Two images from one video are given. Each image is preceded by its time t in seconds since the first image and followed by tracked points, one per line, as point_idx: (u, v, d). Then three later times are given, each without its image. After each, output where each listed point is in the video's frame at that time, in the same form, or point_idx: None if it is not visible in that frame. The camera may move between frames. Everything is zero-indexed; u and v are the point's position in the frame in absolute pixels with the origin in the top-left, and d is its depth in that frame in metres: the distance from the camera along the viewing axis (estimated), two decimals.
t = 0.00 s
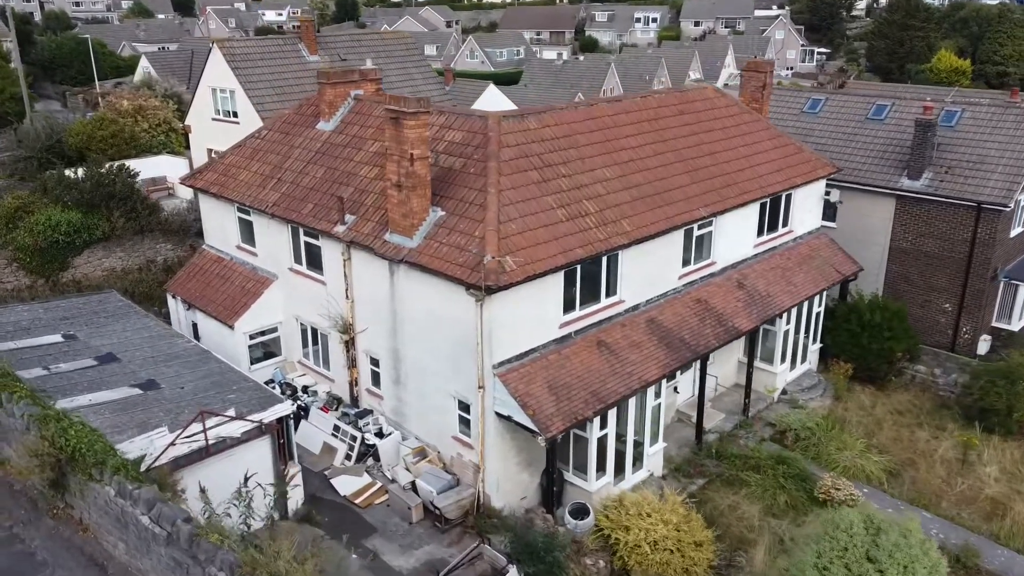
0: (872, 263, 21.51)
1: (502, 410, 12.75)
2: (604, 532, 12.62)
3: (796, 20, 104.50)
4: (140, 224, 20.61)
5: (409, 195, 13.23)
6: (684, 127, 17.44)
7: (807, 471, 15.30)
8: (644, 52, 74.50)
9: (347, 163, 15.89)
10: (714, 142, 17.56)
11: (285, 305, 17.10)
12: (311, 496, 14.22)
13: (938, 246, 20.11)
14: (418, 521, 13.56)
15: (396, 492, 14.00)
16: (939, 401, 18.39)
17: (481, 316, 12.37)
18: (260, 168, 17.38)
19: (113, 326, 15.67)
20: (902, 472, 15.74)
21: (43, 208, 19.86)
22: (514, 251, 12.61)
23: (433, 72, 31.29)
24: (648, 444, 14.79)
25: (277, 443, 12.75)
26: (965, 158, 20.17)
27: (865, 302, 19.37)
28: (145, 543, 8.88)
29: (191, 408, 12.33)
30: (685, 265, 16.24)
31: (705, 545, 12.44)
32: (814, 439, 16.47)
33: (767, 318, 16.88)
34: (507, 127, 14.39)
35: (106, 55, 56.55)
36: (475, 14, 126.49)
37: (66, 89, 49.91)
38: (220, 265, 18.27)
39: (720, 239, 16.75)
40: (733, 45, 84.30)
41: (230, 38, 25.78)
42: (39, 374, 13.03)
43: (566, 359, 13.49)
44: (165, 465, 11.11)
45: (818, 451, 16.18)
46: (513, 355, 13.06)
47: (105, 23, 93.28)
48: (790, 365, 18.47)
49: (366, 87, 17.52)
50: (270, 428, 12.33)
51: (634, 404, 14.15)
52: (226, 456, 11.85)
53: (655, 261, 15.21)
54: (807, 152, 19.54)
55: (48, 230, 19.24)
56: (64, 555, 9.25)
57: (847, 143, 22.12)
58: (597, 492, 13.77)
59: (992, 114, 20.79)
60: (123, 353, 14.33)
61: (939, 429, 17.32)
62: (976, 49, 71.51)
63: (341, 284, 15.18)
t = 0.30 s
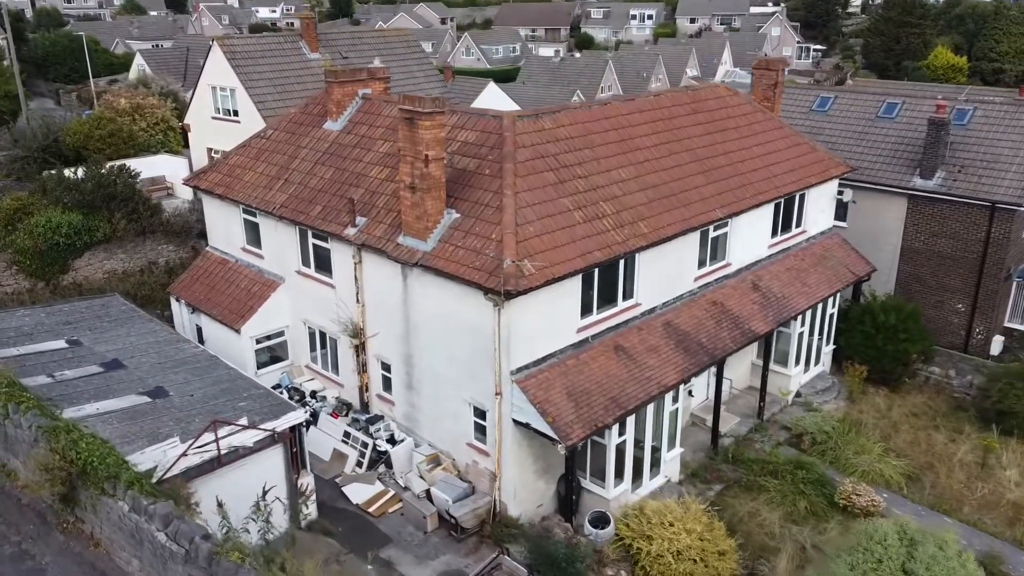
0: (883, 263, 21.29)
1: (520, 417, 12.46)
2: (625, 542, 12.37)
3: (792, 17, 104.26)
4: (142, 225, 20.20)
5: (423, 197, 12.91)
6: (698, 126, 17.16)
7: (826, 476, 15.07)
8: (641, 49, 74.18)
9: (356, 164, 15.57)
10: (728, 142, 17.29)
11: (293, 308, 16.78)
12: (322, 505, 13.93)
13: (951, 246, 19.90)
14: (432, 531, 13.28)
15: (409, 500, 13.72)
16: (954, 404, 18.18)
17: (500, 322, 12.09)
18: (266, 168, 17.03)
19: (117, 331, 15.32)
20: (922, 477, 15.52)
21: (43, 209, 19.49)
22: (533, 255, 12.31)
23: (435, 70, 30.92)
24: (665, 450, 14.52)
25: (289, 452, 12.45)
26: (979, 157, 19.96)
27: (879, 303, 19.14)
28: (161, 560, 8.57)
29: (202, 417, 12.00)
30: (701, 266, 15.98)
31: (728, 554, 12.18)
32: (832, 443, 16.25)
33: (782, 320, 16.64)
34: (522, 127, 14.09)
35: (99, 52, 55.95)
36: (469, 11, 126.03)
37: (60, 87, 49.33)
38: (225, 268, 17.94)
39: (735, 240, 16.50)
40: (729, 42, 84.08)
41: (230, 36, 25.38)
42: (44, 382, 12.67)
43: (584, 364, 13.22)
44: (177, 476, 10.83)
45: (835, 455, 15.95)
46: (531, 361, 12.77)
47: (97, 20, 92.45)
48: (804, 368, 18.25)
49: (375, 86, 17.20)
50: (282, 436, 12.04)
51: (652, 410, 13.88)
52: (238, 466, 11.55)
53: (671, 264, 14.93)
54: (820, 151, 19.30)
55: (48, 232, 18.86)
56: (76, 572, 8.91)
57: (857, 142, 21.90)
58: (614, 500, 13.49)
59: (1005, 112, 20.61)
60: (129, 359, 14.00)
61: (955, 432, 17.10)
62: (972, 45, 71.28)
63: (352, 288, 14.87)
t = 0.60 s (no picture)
0: (896, 263, 21.04)
1: (541, 425, 12.15)
2: (649, 553, 12.09)
3: (788, 13, 103.95)
4: (144, 227, 19.74)
5: (440, 199, 12.56)
6: (714, 126, 16.85)
7: (848, 482, 14.80)
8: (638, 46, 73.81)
9: (367, 164, 15.22)
10: (744, 141, 17.00)
11: (301, 312, 16.42)
12: (336, 515, 13.59)
13: (966, 246, 19.64)
14: (450, 541, 12.95)
15: (426, 510, 13.38)
16: (972, 407, 17.95)
17: (521, 328, 11.77)
18: (274, 169, 16.65)
19: (122, 337, 14.93)
20: (944, 482, 15.26)
21: (42, 210, 19.05)
22: (554, 259, 11.97)
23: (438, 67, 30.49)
24: (686, 457, 14.21)
25: (304, 462, 12.11)
26: (994, 156, 19.73)
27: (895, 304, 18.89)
28: None
29: (215, 427, 11.64)
30: (718, 269, 15.69)
31: (755, 565, 11.89)
32: (851, 447, 15.98)
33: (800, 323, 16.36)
34: (539, 127, 13.77)
35: (93, 49, 55.26)
36: (464, 8, 125.46)
37: (54, 85, 48.73)
38: (230, 270, 17.55)
39: (753, 242, 16.22)
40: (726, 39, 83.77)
41: (230, 34, 24.91)
42: (50, 391, 12.27)
43: (604, 370, 12.91)
44: (191, 490, 10.50)
45: (855, 460, 15.69)
46: (551, 368, 12.45)
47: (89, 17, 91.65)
48: (820, 370, 18.00)
49: (384, 84, 16.85)
50: (297, 446, 11.70)
51: (674, 417, 13.57)
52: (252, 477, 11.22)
53: (690, 266, 14.62)
54: (834, 151, 19.02)
55: (48, 235, 18.47)
56: None
57: (869, 141, 21.66)
58: (636, 507, 13.19)
59: (1020, 111, 20.40)
60: (136, 366, 13.61)
61: (975, 436, 16.86)
62: (967, 42, 70.84)
63: (364, 292, 14.51)
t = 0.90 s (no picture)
0: (910, 263, 20.80)
1: (563, 433, 11.78)
2: (675, 564, 11.89)
3: (784, 10, 103.68)
4: (146, 228, 19.52)
5: (458, 201, 12.23)
6: (730, 125, 16.56)
7: (869, 488, 14.56)
8: (635, 43, 73.40)
9: (378, 165, 14.89)
10: (760, 140, 16.72)
11: (310, 316, 16.08)
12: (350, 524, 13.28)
13: (981, 246, 19.38)
14: (467, 552, 12.66)
15: (442, 520, 13.09)
16: (989, 409, 17.73)
17: (542, 334, 11.47)
18: (281, 169, 16.30)
19: (128, 342, 14.57)
20: (966, 487, 15.03)
21: (43, 211, 18.51)
22: (575, 262, 11.66)
23: (440, 64, 30.10)
24: (706, 463, 13.91)
25: (319, 473, 11.77)
26: (1010, 154, 19.50)
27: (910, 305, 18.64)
28: None
29: (228, 437, 11.30)
30: (736, 271, 15.42)
31: None
32: (871, 451, 15.73)
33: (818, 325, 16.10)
34: (556, 127, 13.46)
35: (86, 46, 54.60)
36: (459, 4, 124.90)
37: (47, 83, 48.15)
38: (236, 273, 17.20)
39: (770, 243, 15.96)
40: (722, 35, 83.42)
41: (230, 31, 24.49)
42: (57, 400, 11.90)
43: (625, 376, 12.62)
44: (207, 503, 10.10)
45: (875, 465, 15.44)
46: (573, 374, 12.14)
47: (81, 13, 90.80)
48: (836, 373, 17.78)
49: (394, 83, 16.51)
50: (313, 456, 11.36)
51: (695, 423, 13.28)
52: (268, 489, 10.87)
53: (709, 269, 14.33)
54: (849, 150, 18.74)
55: (50, 237, 18.02)
56: None
57: (882, 139, 21.42)
58: (657, 516, 12.90)
59: None
60: (144, 373, 13.26)
61: (994, 439, 16.64)
62: (964, 39, 70.40)
63: (376, 296, 14.18)
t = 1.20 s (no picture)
0: (924, 263, 20.55)
1: (586, 442, 11.45)
2: None
3: (779, 6, 103.36)
4: (149, 230, 19.01)
5: (477, 203, 11.90)
6: (747, 124, 16.26)
7: (892, 494, 14.31)
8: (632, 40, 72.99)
9: (391, 165, 14.54)
10: (778, 140, 16.42)
11: (320, 320, 15.72)
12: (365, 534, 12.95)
13: (997, 246, 19.15)
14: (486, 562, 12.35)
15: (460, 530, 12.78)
16: (1007, 412, 17.50)
17: (565, 340, 11.15)
18: (290, 170, 15.94)
19: (135, 348, 14.20)
20: (989, 492, 14.79)
21: (43, 213, 18.22)
22: (599, 266, 11.33)
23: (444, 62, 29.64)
24: (728, 469, 13.62)
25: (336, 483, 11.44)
26: None
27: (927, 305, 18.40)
28: None
29: (243, 448, 10.95)
30: (755, 273, 15.13)
31: None
32: (892, 456, 15.48)
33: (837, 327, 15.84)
34: (576, 127, 13.13)
35: (79, 43, 53.90)
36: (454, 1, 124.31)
37: (40, 81, 47.53)
38: (243, 276, 16.82)
39: (789, 245, 15.68)
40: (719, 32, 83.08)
41: (231, 28, 24.15)
42: (64, 410, 11.51)
43: (648, 382, 12.32)
44: (221, 517, 9.77)
45: (896, 469, 15.20)
46: (596, 381, 11.84)
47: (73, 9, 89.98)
48: (853, 375, 17.55)
49: (405, 82, 16.16)
50: (330, 467, 11.03)
51: (718, 430, 12.98)
52: (284, 501, 10.53)
53: (730, 271, 14.04)
54: (864, 148, 18.48)
55: (50, 239, 17.69)
56: None
57: (895, 138, 21.18)
58: (680, 525, 12.63)
59: None
60: (153, 380, 12.90)
61: (1014, 442, 16.41)
62: (960, 35, 69.88)
63: (390, 300, 13.84)
